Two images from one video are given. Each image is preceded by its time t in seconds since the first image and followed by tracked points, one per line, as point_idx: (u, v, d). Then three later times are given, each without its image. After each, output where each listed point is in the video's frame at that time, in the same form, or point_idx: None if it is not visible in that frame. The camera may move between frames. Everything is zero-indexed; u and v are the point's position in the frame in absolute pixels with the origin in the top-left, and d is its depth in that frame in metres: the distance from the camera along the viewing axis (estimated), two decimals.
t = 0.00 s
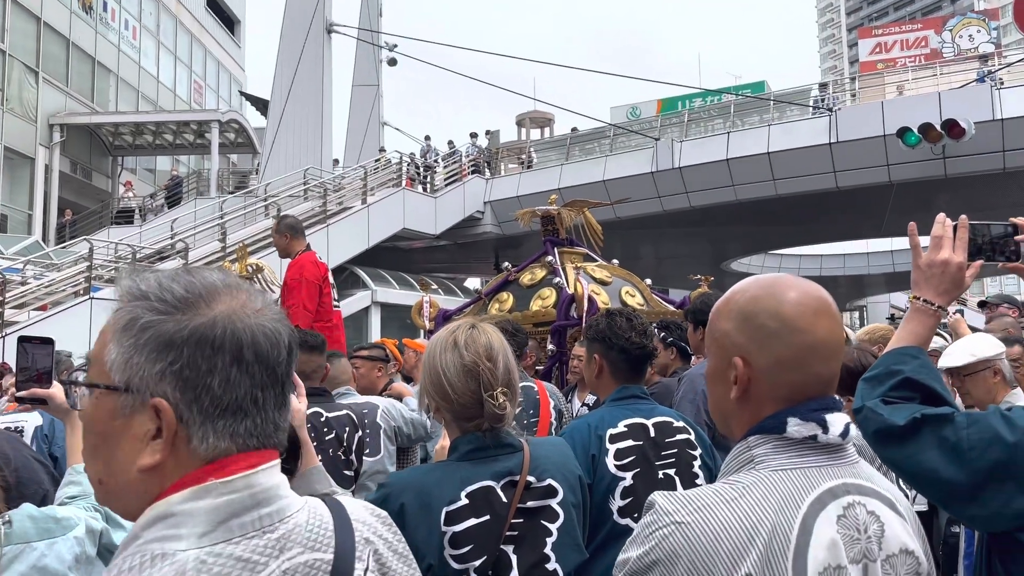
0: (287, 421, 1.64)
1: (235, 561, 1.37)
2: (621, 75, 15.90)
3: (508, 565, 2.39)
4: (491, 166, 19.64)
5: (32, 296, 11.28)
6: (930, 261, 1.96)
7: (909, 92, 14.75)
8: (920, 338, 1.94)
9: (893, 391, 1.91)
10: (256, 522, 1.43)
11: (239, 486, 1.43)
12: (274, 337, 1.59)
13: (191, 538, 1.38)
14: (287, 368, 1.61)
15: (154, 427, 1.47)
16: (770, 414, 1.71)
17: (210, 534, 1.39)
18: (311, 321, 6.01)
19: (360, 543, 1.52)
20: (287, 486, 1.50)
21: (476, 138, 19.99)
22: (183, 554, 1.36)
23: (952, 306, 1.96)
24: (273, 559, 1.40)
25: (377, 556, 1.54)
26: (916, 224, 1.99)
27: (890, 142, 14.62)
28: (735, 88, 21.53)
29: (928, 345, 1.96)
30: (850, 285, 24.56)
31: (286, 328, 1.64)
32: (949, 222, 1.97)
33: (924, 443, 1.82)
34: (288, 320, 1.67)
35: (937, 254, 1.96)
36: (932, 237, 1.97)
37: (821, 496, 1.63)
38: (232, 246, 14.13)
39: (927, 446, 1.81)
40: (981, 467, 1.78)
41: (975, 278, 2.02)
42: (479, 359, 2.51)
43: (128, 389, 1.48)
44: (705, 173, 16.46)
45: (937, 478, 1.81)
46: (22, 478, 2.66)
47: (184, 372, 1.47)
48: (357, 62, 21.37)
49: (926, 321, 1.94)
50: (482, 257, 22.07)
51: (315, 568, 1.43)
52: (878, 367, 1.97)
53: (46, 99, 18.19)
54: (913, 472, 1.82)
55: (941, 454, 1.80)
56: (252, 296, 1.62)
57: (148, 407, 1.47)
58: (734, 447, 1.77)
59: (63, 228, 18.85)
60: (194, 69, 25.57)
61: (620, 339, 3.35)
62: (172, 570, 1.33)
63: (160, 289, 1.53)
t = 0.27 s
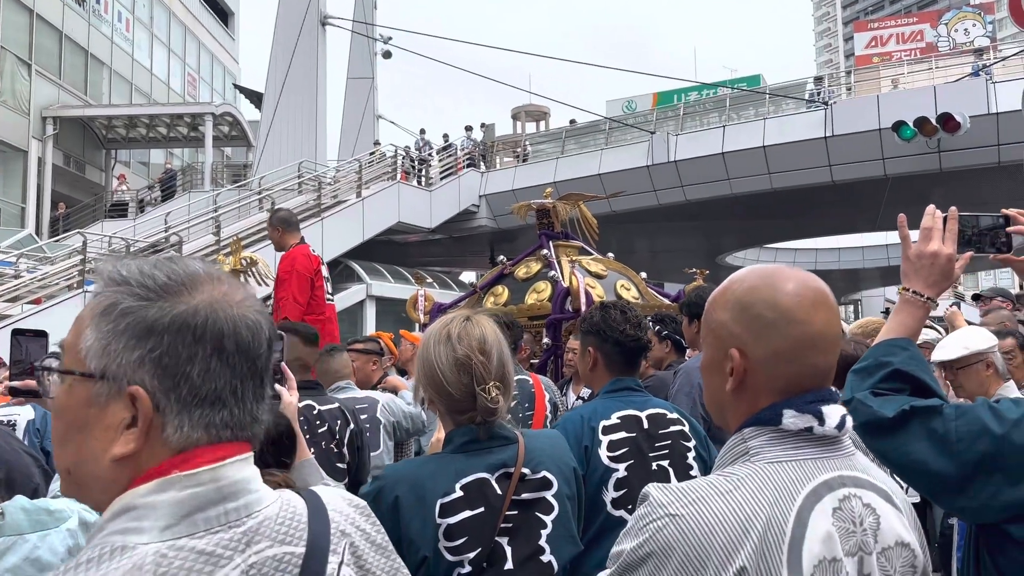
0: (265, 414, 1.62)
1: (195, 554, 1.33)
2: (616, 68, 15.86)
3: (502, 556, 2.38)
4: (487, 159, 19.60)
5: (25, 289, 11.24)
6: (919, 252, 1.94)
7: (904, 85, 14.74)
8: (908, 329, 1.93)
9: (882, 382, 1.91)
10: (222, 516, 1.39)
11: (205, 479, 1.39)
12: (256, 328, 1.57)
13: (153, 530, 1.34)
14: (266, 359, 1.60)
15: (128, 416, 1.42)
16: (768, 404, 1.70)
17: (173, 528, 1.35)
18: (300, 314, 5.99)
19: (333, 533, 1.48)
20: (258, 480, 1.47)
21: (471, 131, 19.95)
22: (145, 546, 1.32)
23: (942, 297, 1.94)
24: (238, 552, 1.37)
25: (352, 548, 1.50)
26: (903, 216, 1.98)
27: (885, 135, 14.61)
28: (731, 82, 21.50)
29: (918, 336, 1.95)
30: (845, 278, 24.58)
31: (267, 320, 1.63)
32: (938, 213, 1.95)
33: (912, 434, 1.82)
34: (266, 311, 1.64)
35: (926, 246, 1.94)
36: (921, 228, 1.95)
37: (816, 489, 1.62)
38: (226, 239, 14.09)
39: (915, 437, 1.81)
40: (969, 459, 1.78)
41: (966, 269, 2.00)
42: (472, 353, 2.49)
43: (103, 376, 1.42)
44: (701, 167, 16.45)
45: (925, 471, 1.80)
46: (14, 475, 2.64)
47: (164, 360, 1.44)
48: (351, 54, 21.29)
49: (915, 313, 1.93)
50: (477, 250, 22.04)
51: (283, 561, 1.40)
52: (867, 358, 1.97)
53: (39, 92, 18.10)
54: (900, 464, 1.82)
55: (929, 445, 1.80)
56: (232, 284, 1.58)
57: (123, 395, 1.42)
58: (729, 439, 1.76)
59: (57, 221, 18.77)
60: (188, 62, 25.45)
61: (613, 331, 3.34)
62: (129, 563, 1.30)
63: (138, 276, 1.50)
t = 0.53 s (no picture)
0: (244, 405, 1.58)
1: (174, 540, 1.32)
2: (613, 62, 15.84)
3: (503, 546, 2.38)
4: (483, 153, 19.57)
5: (20, 281, 11.20)
6: (916, 243, 1.94)
7: (900, 79, 14.76)
8: (906, 320, 1.93)
9: (879, 372, 1.92)
10: (199, 504, 1.37)
11: (180, 468, 1.37)
12: (233, 318, 1.51)
13: (127, 520, 1.31)
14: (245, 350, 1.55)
15: (99, 408, 1.38)
16: (773, 393, 1.69)
17: (148, 517, 1.32)
18: (296, 305, 5.98)
19: (316, 520, 1.47)
20: (236, 466, 1.45)
21: (467, 124, 19.91)
22: (117, 536, 1.29)
23: (940, 288, 1.94)
24: (217, 538, 1.35)
25: (335, 530, 1.49)
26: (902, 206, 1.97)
27: (882, 129, 14.62)
28: (727, 76, 21.49)
29: (915, 326, 1.95)
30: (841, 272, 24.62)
31: (247, 310, 1.57)
32: (937, 203, 1.95)
33: (909, 425, 1.82)
34: (246, 297, 1.59)
35: (924, 236, 1.94)
36: (920, 218, 1.95)
37: (821, 479, 1.62)
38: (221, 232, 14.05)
39: (913, 428, 1.82)
40: (966, 450, 1.79)
41: (963, 259, 2.00)
42: (469, 344, 2.48)
43: (74, 367, 1.37)
44: (697, 161, 16.44)
45: (921, 461, 1.81)
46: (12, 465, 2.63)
47: (136, 353, 1.39)
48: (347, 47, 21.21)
49: (912, 304, 1.92)
50: (474, 244, 22.01)
51: (265, 547, 1.38)
52: (865, 349, 1.97)
53: (33, 83, 18.00)
54: (897, 454, 1.83)
55: (926, 435, 1.80)
56: (209, 272, 1.52)
57: (94, 387, 1.37)
58: (734, 428, 1.76)
59: (51, 214, 18.69)
60: (183, 54, 25.33)
61: (613, 322, 3.33)
62: (103, 553, 1.27)
63: (110, 263, 1.43)
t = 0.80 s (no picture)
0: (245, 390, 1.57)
1: (166, 534, 1.31)
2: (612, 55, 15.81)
3: (504, 539, 2.39)
4: (481, 146, 19.54)
5: (18, 274, 11.18)
6: (917, 235, 1.94)
7: (899, 73, 14.76)
8: (907, 312, 1.93)
9: (880, 364, 1.93)
10: (195, 496, 1.37)
11: (175, 457, 1.36)
12: (226, 301, 1.49)
13: (120, 512, 1.31)
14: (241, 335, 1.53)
15: (95, 392, 1.38)
16: (776, 384, 1.70)
17: (143, 509, 1.32)
18: (293, 297, 5.98)
19: (320, 515, 1.47)
20: (236, 458, 1.44)
21: (465, 117, 19.87)
22: (112, 528, 1.30)
23: (940, 280, 1.94)
24: (211, 533, 1.35)
25: (341, 528, 1.49)
26: (904, 198, 1.97)
27: (881, 123, 14.61)
28: (726, 69, 21.46)
29: (917, 319, 1.96)
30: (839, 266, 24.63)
31: (242, 293, 1.54)
32: (938, 195, 1.94)
33: (908, 418, 1.83)
34: (245, 283, 1.58)
35: (924, 228, 1.94)
36: (921, 210, 1.95)
37: (824, 471, 1.62)
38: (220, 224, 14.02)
39: (912, 420, 1.83)
40: (965, 442, 1.78)
41: (965, 251, 2.00)
42: (471, 336, 2.48)
43: (71, 351, 1.38)
44: (696, 154, 16.43)
45: (921, 452, 1.81)
46: (12, 455, 2.63)
47: (127, 336, 1.38)
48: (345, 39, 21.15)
49: (914, 296, 1.92)
50: (472, 237, 21.99)
51: (263, 541, 1.38)
52: (866, 341, 1.98)
53: (30, 75, 17.94)
54: (897, 446, 1.84)
55: (924, 428, 1.81)
56: (207, 257, 1.51)
57: (90, 371, 1.38)
58: (736, 419, 1.76)
59: (49, 206, 18.64)
60: (180, 46, 25.24)
61: (615, 313, 3.34)
62: (95, 546, 1.27)
63: (105, 247, 1.43)
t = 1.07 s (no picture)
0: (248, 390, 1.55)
1: (166, 528, 1.31)
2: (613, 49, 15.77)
3: (505, 534, 2.39)
4: (483, 140, 19.51)
5: (20, 267, 11.17)
6: (922, 230, 1.93)
7: (901, 68, 14.72)
8: (912, 308, 1.93)
9: (884, 359, 1.92)
10: (198, 489, 1.37)
11: (178, 451, 1.36)
12: (227, 300, 1.47)
13: (123, 504, 1.31)
14: (243, 334, 1.50)
15: (96, 384, 1.38)
16: (777, 379, 1.69)
17: (146, 501, 1.32)
18: (290, 290, 5.97)
19: (321, 513, 1.47)
20: (241, 453, 1.44)
21: (467, 111, 19.83)
22: (114, 521, 1.30)
23: (944, 275, 1.93)
24: (213, 528, 1.35)
25: (342, 527, 1.49)
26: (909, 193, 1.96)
27: (883, 117, 14.57)
28: (728, 63, 21.40)
29: (921, 314, 1.95)
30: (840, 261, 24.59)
31: (248, 292, 1.52)
32: (943, 190, 1.93)
33: (910, 413, 1.83)
34: (249, 276, 1.56)
35: (929, 223, 1.93)
36: (926, 205, 1.94)
37: (825, 468, 1.61)
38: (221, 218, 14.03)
39: (914, 415, 1.82)
40: (966, 437, 1.78)
41: (970, 246, 1.99)
42: (473, 329, 2.48)
43: (75, 343, 1.39)
44: (698, 149, 16.40)
45: (922, 447, 1.81)
46: (16, 445, 2.64)
47: (126, 330, 1.38)
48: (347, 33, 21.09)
49: (919, 291, 1.92)
50: (473, 231, 21.97)
51: (265, 538, 1.38)
52: (870, 337, 1.97)
53: (31, 68, 17.92)
54: (898, 441, 1.84)
55: (927, 423, 1.81)
56: (209, 250, 1.50)
57: (92, 363, 1.38)
58: (737, 416, 1.75)
59: (50, 199, 18.62)
60: (181, 39, 25.18)
61: (618, 308, 3.32)
62: (98, 538, 1.28)
63: (108, 240, 1.43)
